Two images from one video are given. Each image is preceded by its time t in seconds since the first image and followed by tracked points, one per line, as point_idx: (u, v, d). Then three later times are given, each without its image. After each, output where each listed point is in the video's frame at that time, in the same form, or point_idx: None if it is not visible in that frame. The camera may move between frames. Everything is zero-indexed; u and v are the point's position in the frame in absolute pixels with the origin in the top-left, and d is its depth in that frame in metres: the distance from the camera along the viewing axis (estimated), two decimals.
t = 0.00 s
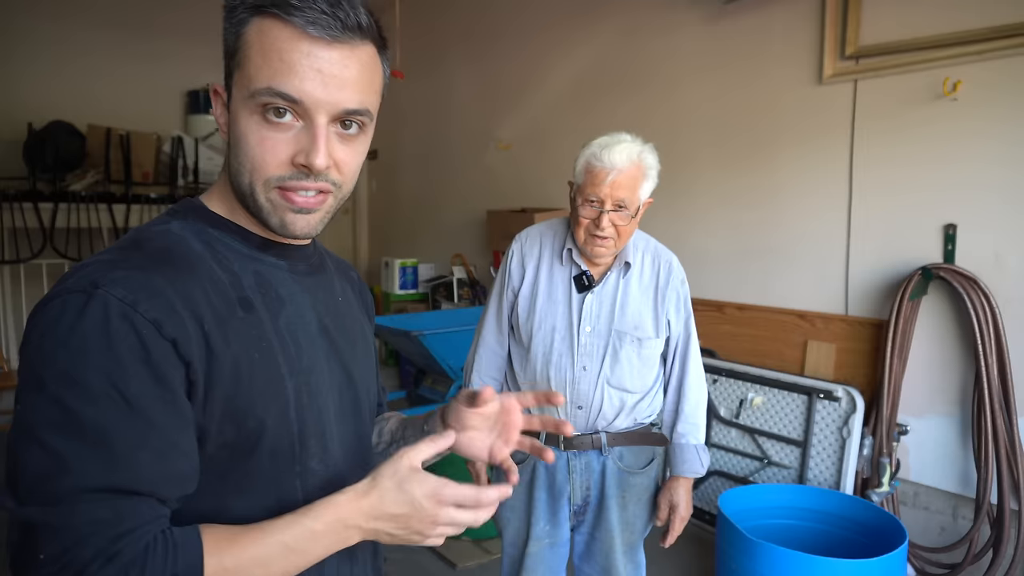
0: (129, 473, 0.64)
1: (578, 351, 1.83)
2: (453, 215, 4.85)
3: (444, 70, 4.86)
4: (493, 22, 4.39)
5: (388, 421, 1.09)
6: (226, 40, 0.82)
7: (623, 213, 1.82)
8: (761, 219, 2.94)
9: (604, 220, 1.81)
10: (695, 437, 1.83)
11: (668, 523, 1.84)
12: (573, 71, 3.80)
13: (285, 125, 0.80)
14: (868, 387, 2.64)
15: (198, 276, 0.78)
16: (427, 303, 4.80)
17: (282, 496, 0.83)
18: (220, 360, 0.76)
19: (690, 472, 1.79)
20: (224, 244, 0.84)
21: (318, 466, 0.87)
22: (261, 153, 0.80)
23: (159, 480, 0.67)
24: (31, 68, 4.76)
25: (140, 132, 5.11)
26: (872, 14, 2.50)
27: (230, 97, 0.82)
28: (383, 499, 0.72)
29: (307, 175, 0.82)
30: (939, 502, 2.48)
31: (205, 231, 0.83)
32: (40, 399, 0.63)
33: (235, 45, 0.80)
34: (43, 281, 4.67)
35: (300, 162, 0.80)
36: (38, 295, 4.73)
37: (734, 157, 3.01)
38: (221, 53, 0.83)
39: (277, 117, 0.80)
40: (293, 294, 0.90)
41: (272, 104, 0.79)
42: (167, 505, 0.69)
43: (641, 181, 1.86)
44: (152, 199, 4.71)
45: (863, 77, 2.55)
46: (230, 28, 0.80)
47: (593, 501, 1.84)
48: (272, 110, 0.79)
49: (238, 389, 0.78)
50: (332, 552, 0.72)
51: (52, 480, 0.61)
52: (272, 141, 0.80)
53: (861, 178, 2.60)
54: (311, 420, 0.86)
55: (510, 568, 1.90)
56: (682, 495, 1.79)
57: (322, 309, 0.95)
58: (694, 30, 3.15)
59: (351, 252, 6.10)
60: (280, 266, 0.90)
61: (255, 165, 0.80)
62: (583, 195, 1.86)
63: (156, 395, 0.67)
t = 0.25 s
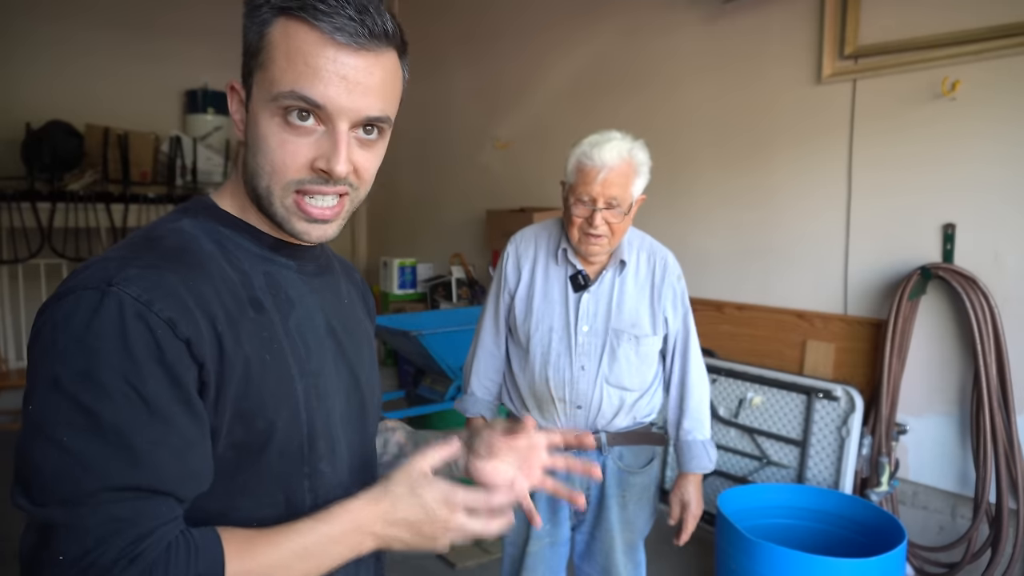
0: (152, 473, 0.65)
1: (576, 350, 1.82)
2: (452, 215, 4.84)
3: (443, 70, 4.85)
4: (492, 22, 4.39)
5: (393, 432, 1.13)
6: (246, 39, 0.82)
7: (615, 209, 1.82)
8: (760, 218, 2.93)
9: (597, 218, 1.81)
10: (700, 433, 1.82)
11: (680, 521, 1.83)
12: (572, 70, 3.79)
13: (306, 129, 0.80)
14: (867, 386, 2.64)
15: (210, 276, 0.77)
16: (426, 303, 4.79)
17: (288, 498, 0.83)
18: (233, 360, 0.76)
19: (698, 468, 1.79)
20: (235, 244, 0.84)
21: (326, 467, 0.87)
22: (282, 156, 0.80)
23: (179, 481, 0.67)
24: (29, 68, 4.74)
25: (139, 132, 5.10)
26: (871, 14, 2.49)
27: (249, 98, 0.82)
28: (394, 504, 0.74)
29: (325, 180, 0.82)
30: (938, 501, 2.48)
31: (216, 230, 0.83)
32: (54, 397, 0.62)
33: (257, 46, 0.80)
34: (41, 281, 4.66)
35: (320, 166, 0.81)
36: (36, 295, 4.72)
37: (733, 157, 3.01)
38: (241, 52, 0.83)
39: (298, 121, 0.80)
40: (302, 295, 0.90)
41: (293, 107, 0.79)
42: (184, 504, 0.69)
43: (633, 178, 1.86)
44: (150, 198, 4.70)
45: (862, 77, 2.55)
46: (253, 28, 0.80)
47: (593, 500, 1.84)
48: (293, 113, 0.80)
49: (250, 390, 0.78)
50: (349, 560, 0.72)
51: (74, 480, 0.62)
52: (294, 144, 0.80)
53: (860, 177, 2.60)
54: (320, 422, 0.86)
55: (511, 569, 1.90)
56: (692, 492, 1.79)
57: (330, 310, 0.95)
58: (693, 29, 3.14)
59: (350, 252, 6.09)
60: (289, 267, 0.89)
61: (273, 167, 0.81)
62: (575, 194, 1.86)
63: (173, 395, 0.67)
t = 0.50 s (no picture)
0: (156, 479, 0.65)
1: (573, 349, 1.82)
2: (450, 215, 4.84)
3: (442, 70, 4.85)
4: (491, 22, 4.39)
5: (391, 444, 1.18)
6: (246, 37, 0.81)
7: (610, 205, 1.82)
8: (758, 218, 2.94)
9: (591, 215, 1.81)
10: (696, 431, 1.82)
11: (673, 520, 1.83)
12: (570, 71, 3.80)
13: (311, 127, 0.80)
14: (865, 386, 2.64)
15: (212, 279, 0.77)
16: (424, 303, 4.78)
17: (289, 501, 0.83)
18: (235, 363, 0.76)
19: (693, 466, 1.79)
20: (236, 246, 0.84)
21: (327, 470, 0.87)
22: (289, 154, 0.80)
23: (180, 487, 0.67)
24: (26, 68, 4.73)
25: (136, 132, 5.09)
26: (869, 14, 2.50)
27: (251, 96, 0.82)
28: (400, 532, 0.77)
29: (333, 177, 0.83)
30: (936, 501, 2.49)
31: (217, 232, 0.83)
32: (56, 402, 0.62)
33: (258, 44, 0.79)
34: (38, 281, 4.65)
35: (326, 163, 0.81)
36: (33, 296, 4.70)
37: (731, 157, 3.01)
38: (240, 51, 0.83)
39: (302, 119, 0.80)
40: (302, 297, 0.90)
41: (298, 105, 0.79)
42: (185, 509, 0.69)
43: (626, 174, 1.86)
44: (148, 199, 4.69)
45: (860, 77, 2.55)
46: (253, 26, 0.80)
47: (591, 500, 1.83)
48: (298, 111, 0.80)
49: (251, 393, 0.78)
50: None
51: (76, 485, 0.61)
52: (299, 142, 0.80)
53: (857, 177, 2.60)
54: (320, 424, 0.86)
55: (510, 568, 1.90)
56: (686, 491, 1.79)
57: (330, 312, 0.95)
58: (691, 30, 3.14)
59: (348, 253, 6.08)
60: (290, 269, 0.89)
61: (279, 166, 0.81)
62: (569, 191, 1.86)
63: (175, 400, 0.67)
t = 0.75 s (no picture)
0: (155, 481, 0.65)
1: (573, 348, 1.82)
2: (450, 215, 4.85)
3: (441, 70, 4.86)
4: (490, 22, 4.40)
5: (398, 433, 1.17)
6: (246, 37, 0.84)
7: (609, 203, 1.83)
8: (757, 218, 2.94)
9: (591, 212, 1.82)
10: (694, 429, 1.83)
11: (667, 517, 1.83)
12: (569, 70, 3.80)
13: (306, 120, 0.82)
14: (862, 386, 2.65)
15: (213, 281, 0.78)
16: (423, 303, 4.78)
17: (290, 501, 0.83)
18: (235, 363, 0.77)
19: (689, 464, 1.79)
20: (238, 248, 0.85)
21: (327, 469, 0.88)
22: (283, 147, 0.81)
23: (175, 490, 0.67)
24: (25, 67, 4.73)
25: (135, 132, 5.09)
26: (867, 14, 2.50)
27: (248, 93, 0.83)
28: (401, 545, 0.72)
29: (327, 171, 0.83)
30: (933, 500, 2.50)
31: (219, 234, 0.84)
32: (59, 403, 0.62)
33: (256, 42, 0.82)
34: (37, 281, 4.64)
35: (321, 156, 0.82)
36: (32, 296, 4.70)
37: (729, 157, 3.02)
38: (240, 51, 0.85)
39: (298, 112, 0.81)
40: (302, 299, 0.91)
41: (294, 98, 0.81)
42: (181, 512, 0.69)
43: (625, 172, 1.87)
44: (147, 199, 4.69)
45: (858, 77, 2.56)
46: (252, 26, 0.82)
47: (591, 499, 1.85)
48: (293, 105, 0.81)
49: (252, 393, 0.78)
50: None
51: (77, 485, 0.62)
52: (294, 134, 0.81)
53: (856, 177, 2.61)
54: (319, 424, 0.87)
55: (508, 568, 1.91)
56: (680, 489, 1.79)
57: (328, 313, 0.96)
58: (690, 30, 3.15)
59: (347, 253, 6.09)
60: (290, 271, 0.90)
61: (273, 159, 0.82)
62: (568, 189, 1.87)
63: (175, 401, 0.68)
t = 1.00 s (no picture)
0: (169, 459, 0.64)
1: (573, 347, 1.83)
2: (449, 216, 4.85)
3: (440, 71, 4.86)
4: (489, 23, 4.40)
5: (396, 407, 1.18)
6: (276, 40, 0.85)
7: (609, 203, 1.83)
8: (756, 218, 2.95)
9: (590, 211, 1.82)
10: (694, 429, 1.84)
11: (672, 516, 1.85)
12: (568, 71, 3.81)
13: (327, 124, 0.82)
14: (861, 386, 2.66)
15: (220, 273, 0.78)
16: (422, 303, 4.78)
17: (292, 494, 0.84)
18: (243, 354, 0.77)
19: (691, 463, 1.81)
20: (243, 244, 0.85)
21: (328, 463, 0.88)
22: (302, 147, 0.82)
23: (185, 470, 0.66)
24: (24, 68, 4.73)
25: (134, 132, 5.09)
26: (865, 15, 2.51)
27: (273, 93, 0.84)
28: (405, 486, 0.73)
29: (342, 174, 0.83)
30: (932, 500, 2.50)
31: (225, 229, 0.84)
32: (70, 383, 0.62)
33: (286, 45, 0.83)
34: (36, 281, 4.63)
35: (337, 159, 0.82)
36: (31, 296, 4.70)
37: (728, 158, 3.02)
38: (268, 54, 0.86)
39: (321, 115, 0.82)
40: (305, 295, 0.91)
41: (318, 101, 0.81)
42: (191, 489, 0.67)
43: (624, 172, 1.87)
44: (147, 199, 4.69)
45: (856, 78, 2.57)
46: (283, 30, 0.84)
47: (590, 498, 1.84)
48: (318, 107, 0.82)
49: (258, 385, 0.79)
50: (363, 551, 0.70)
51: (87, 466, 0.60)
52: (314, 136, 0.82)
53: (854, 178, 2.62)
54: (321, 418, 0.88)
55: (507, 567, 1.91)
56: (685, 487, 1.80)
57: (330, 310, 0.96)
58: (688, 31, 3.16)
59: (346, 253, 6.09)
60: (294, 269, 0.91)
61: (291, 159, 0.82)
62: (569, 189, 1.87)
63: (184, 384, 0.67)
